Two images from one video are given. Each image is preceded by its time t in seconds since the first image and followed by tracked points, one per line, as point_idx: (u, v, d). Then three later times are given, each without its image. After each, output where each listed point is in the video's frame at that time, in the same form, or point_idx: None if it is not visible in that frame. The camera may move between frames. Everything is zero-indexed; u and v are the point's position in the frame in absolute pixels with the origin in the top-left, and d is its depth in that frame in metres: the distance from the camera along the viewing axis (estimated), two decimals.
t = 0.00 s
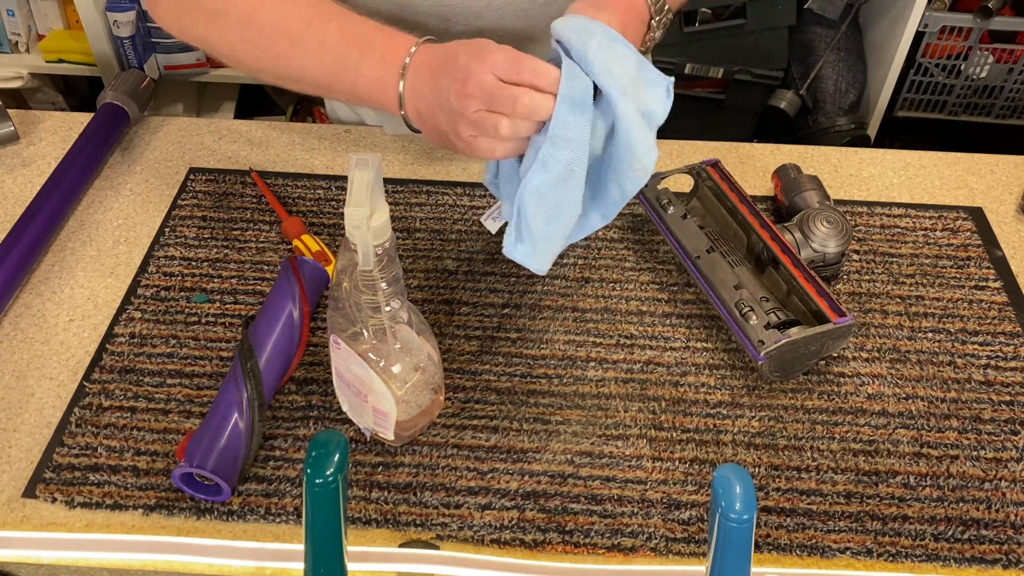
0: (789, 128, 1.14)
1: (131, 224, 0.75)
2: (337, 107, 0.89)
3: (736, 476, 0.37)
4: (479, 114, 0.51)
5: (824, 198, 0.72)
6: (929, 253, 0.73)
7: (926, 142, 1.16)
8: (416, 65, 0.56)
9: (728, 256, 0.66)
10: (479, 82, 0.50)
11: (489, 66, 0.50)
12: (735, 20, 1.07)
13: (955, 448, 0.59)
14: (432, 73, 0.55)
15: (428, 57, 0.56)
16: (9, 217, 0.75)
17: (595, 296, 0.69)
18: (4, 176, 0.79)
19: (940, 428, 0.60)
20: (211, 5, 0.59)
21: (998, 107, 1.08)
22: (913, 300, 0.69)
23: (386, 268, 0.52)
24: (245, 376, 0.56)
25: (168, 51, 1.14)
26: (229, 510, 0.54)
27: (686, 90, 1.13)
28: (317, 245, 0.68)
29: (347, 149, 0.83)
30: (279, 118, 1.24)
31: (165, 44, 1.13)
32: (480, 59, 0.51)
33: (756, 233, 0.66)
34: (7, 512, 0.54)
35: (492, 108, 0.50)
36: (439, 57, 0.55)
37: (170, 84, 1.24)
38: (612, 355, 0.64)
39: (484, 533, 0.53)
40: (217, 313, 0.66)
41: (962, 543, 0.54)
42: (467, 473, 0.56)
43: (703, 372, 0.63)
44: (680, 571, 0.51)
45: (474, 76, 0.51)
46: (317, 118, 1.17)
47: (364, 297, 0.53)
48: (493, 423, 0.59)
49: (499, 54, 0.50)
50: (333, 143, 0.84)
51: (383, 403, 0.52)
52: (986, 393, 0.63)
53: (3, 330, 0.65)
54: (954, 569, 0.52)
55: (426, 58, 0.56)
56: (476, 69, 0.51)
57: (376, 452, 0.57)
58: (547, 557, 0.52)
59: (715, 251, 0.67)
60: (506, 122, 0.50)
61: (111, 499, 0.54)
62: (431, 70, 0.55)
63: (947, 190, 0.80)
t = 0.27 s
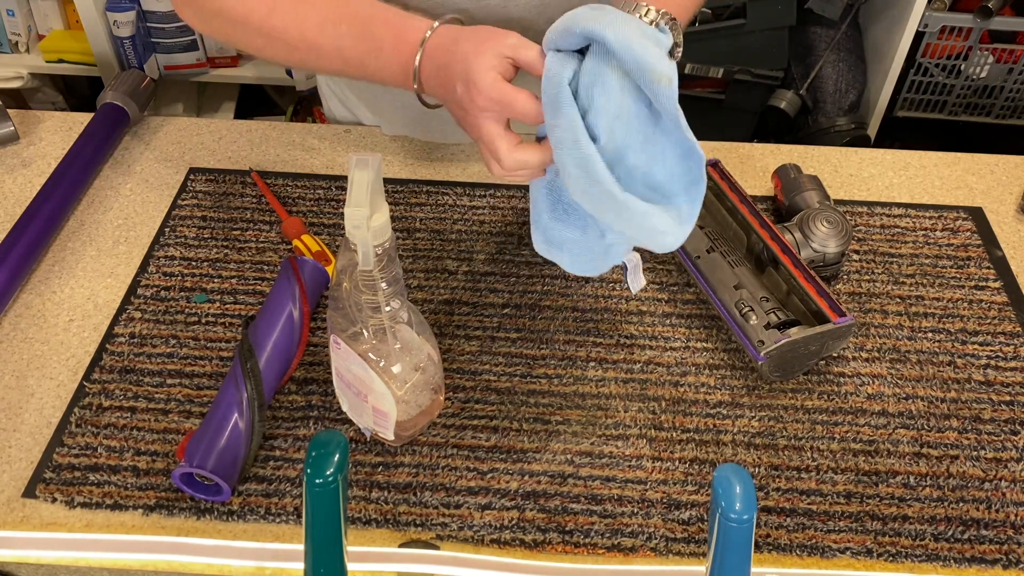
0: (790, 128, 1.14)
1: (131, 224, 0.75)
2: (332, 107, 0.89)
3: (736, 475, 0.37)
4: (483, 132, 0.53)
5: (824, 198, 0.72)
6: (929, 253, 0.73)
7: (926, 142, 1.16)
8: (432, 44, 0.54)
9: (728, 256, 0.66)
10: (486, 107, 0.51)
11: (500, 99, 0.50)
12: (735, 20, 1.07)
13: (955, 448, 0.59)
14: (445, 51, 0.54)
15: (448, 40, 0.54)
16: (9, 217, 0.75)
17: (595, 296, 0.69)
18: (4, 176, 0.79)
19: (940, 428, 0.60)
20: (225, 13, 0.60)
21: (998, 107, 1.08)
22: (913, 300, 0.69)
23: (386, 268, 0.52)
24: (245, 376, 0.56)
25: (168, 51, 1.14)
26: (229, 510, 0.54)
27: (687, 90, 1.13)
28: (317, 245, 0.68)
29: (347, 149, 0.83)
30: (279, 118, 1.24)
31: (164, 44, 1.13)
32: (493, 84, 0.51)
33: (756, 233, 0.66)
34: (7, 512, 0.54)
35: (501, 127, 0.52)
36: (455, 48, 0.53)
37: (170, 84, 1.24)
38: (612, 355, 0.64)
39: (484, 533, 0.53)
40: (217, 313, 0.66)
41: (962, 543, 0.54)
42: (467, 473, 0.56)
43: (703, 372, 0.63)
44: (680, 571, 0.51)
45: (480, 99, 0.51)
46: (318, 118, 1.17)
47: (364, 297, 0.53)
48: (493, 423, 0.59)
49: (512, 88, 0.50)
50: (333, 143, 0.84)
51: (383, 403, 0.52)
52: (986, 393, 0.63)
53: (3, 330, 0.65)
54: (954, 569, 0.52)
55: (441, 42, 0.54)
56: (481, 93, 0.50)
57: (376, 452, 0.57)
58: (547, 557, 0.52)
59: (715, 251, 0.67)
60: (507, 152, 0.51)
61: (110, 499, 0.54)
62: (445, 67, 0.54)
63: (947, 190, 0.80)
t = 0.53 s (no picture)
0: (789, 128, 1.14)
1: (131, 224, 0.75)
2: (331, 105, 0.89)
3: (736, 476, 0.37)
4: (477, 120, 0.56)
5: (824, 198, 0.72)
6: (929, 253, 0.73)
7: (926, 142, 1.16)
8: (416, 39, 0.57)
9: (728, 256, 0.66)
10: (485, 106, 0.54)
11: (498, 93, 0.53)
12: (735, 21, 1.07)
13: (955, 448, 0.59)
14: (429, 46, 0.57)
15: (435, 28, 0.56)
16: (9, 216, 0.75)
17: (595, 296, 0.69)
18: (4, 176, 0.79)
19: (940, 428, 0.60)
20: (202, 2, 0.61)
21: (998, 107, 1.08)
22: (913, 300, 0.69)
23: (386, 268, 0.52)
24: (245, 376, 0.56)
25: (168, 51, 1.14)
26: (229, 510, 0.54)
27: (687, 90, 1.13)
28: (317, 245, 0.68)
29: (347, 149, 0.83)
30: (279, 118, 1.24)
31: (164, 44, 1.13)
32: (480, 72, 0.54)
33: (756, 233, 0.66)
34: (7, 512, 0.54)
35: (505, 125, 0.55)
36: (441, 40, 0.56)
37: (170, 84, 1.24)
38: (612, 355, 0.64)
39: (484, 533, 0.53)
40: (217, 313, 0.66)
41: (962, 543, 0.54)
42: (467, 473, 0.56)
43: (703, 372, 0.63)
44: (680, 571, 0.51)
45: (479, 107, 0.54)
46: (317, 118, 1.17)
47: (364, 297, 0.53)
48: (493, 423, 0.59)
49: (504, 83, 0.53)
50: (333, 143, 0.84)
51: (383, 403, 0.52)
52: (986, 393, 0.63)
53: (3, 330, 0.65)
54: (954, 569, 0.52)
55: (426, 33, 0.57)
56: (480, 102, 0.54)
57: (376, 452, 0.57)
58: (547, 557, 0.52)
59: (715, 251, 0.67)
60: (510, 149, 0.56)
61: (110, 499, 0.54)
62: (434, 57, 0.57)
63: (947, 190, 0.80)
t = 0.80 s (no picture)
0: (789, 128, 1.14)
1: (131, 224, 0.75)
2: (331, 106, 0.89)
3: (736, 476, 0.37)
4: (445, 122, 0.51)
5: (824, 198, 0.72)
6: (929, 253, 0.73)
7: (926, 142, 1.16)
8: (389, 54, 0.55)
9: (728, 256, 0.66)
10: (437, 96, 0.49)
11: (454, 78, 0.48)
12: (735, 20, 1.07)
13: (955, 448, 0.59)
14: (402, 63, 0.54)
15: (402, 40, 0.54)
16: (9, 216, 0.75)
17: (595, 296, 0.69)
18: (3, 176, 0.79)
19: (940, 428, 0.60)
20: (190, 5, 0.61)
21: (998, 107, 1.08)
22: (913, 300, 0.69)
23: (386, 268, 0.52)
24: (245, 376, 0.56)
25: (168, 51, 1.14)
26: (229, 510, 0.54)
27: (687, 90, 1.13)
28: (317, 245, 0.68)
29: (347, 149, 0.83)
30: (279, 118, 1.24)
31: (164, 44, 1.13)
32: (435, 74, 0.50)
33: (756, 233, 0.66)
34: (7, 512, 0.54)
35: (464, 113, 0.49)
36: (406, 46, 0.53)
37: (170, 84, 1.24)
38: (612, 355, 0.64)
39: (484, 533, 0.53)
40: (217, 313, 0.66)
41: (962, 543, 0.54)
42: (467, 473, 0.56)
43: (703, 372, 0.63)
44: (680, 571, 0.51)
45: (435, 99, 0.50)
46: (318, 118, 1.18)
47: (364, 297, 0.53)
48: (493, 423, 0.59)
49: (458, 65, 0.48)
50: (333, 143, 0.84)
51: (383, 403, 0.52)
52: (986, 393, 0.63)
53: (2, 330, 0.65)
54: (954, 569, 0.52)
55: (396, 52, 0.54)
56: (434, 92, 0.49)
57: (376, 452, 0.57)
58: (547, 557, 0.52)
59: (715, 251, 0.67)
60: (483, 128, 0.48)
61: (110, 499, 0.54)
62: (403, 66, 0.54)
63: (947, 190, 0.80)
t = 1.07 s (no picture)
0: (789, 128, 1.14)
1: (131, 224, 0.75)
2: (331, 106, 0.89)
3: (736, 476, 0.37)
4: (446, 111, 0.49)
5: (824, 198, 0.72)
6: (929, 253, 0.73)
7: (926, 142, 1.16)
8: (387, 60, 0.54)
9: (728, 256, 0.66)
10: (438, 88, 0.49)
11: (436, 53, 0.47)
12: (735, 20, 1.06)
13: (955, 448, 0.59)
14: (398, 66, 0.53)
15: (396, 37, 0.53)
16: (9, 216, 0.75)
17: (595, 296, 0.69)
18: (4, 176, 0.79)
19: (940, 428, 0.60)
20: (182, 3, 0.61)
21: (998, 107, 1.08)
22: (913, 300, 0.69)
23: (387, 268, 0.52)
24: (245, 376, 0.56)
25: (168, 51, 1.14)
26: (229, 510, 0.54)
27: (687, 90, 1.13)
28: (317, 245, 0.68)
29: (347, 149, 0.83)
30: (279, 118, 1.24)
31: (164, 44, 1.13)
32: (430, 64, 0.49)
33: (756, 233, 0.66)
34: (7, 512, 0.54)
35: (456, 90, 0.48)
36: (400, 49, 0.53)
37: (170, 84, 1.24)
38: (612, 355, 0.64)
39: (484, 533, 0.53)
40: (217, 313, 0.66)
41: (962, 543, 0.54)
42: (467, 473, 0.56)
43: (703, 372, 0.63)
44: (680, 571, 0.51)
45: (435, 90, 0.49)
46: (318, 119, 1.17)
47: (364, 297, 0.53)
48: (493, 423, 0.59)
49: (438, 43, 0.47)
50: (333, 143, 0.84)
51: (383, 403, 0.52)
52: (986, 393, 0.63)
53: (3, 330, 0.65)
54: (954, 569, 0.52)
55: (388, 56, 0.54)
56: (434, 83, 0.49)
57: (375, 452, 0.57)
58: (547, 557, 0.52)
59: (715, 251, 0.67)
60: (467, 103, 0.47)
61: (110, 499, 0.54)
62: (400, 59, 0.53)
63: (947, 190, 0.80)
